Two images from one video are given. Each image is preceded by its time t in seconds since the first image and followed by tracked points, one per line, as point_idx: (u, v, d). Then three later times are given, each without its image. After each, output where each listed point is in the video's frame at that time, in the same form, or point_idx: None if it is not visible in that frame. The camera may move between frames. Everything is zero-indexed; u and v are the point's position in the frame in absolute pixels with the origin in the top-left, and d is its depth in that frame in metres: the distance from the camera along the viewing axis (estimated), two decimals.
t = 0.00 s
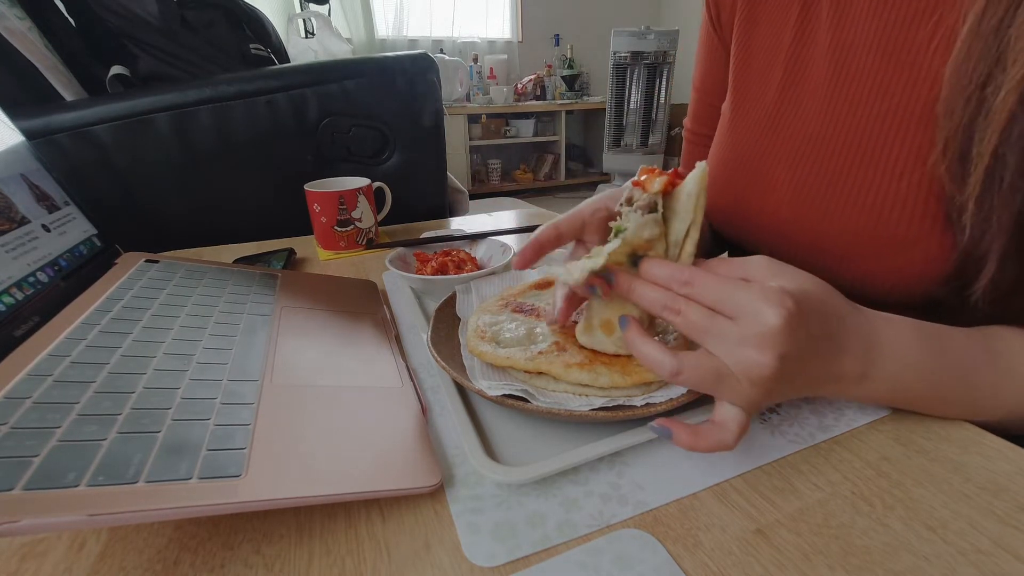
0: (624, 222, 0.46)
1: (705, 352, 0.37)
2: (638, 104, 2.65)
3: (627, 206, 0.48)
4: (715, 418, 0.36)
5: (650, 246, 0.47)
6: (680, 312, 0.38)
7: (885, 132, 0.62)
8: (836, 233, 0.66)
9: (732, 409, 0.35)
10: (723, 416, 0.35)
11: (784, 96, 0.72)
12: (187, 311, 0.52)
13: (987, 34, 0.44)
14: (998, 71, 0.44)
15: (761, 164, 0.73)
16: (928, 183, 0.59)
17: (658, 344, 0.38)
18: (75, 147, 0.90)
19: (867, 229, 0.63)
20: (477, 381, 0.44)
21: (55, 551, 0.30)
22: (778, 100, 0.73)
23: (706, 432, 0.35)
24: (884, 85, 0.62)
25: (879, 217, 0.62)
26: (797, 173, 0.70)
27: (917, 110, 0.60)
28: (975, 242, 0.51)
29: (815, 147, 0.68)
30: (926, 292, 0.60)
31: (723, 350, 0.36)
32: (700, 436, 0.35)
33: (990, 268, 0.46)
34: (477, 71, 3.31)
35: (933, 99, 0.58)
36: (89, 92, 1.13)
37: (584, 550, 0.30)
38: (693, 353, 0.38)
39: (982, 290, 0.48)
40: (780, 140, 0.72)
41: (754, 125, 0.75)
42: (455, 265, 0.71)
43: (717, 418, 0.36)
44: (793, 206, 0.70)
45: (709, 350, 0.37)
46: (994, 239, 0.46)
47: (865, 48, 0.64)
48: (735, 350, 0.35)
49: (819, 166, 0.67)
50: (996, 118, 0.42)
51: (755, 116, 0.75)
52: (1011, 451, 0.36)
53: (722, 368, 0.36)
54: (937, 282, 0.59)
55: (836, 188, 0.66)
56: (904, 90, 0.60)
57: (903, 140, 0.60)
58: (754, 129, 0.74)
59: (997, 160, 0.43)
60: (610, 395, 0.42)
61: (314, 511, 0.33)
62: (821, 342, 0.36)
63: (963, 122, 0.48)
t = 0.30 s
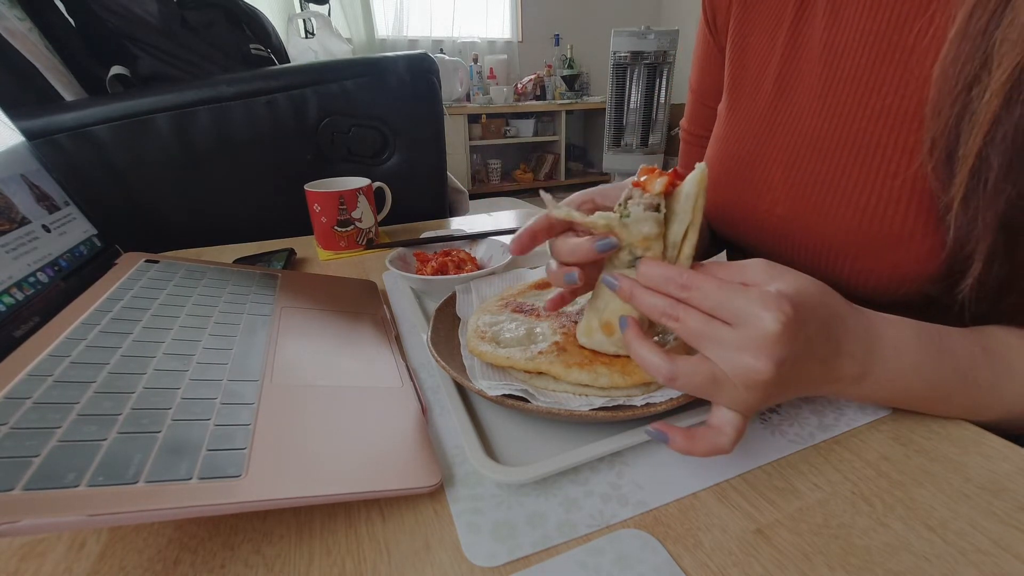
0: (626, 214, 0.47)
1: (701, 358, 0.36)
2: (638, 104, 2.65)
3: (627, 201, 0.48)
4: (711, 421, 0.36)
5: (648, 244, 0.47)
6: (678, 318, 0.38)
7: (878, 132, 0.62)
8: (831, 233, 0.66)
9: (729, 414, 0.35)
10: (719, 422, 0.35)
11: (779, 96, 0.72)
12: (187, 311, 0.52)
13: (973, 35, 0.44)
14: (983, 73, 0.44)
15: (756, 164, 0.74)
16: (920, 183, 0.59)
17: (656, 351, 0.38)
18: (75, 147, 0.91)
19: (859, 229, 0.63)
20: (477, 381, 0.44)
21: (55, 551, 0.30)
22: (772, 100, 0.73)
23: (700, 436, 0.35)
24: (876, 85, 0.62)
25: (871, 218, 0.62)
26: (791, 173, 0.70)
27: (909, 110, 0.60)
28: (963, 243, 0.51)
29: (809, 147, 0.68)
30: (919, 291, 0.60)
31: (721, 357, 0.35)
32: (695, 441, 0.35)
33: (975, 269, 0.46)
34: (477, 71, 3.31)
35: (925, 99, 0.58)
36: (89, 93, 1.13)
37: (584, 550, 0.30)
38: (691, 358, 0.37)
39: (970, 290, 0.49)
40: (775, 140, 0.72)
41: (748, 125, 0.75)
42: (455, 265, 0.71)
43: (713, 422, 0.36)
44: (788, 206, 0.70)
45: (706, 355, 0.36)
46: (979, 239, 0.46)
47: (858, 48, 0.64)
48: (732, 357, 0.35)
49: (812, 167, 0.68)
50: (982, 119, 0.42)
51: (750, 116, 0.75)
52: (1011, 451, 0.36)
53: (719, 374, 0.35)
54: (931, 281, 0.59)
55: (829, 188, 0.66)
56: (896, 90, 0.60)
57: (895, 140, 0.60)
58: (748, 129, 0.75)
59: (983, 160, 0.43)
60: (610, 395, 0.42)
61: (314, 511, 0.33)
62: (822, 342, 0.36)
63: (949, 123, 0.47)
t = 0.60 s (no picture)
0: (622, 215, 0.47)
1: (699, 363, 0.36)
2: (638, 104, 2.66)
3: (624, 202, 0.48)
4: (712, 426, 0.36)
5: (643, 246, 0.47)
6: (677, 323, 0.37)
7: (877, 132, 0.62)
8: (831, 234, 0.66)
9: (727, 419, 0.35)
10: (718, 427, 0.35)
11: (777, 98, 0.72)
12: (187, 311, 0.52)
13: (973, 36, 0.44)
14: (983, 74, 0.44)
15: (754, 166, 0.73)
16: (920, 184, 0.59)
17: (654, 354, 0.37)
18: (75, 147, 0.91)
19: (859, 231, 0.63)
20: (477, 381, 0.44)
21: (55, 551, 0.30)
22: (770, 100, 0.73)
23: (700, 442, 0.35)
24: (876, 85, 0.62)
25: (870, 219, 0.62)
26: (791, 174, 0.70)
27: (908, 112, 0.60)
28: (962, 245, 0.51)
29: (808, 148, 0.68)
30: (918, 293, 0.60)
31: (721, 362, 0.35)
32: (695, 447, 0.34)
33: (976, 271, 0.47)
34: (477, 71, 3.31)
35: (925, 99, 0.58)
36: (89, 92, 1.13)
37: (584, 550, 0.30)
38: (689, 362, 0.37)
39: (971, 292, 0.49)
40: (773, 141, 0.71)
41: (747, 125, 0.75)
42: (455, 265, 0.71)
43: (714, 427, 0.36)
44: (788, 207, 0.70)
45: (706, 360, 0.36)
46: (980, 242, 0.46)
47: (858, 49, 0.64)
48: (732, 362, 0.35)
49: (811, 167, 0.68)
50: (982, 121, 0.42)
51: (748, 116, 0.75)
52: (1010, 451, 0.36)
53: (718, 379, 0.35)
54: (930, 283, 0.59)
55: (828, 189, 0.66)
56: (896, 90, 0.60)
57: (894, 142, 0.61)
58: (747, 129, 0.74)
59: (983, 162, 0.43)
60: (610, 395, 0.42)
61: (314, 511, 0.33)
62: (821, 341, 0.36)
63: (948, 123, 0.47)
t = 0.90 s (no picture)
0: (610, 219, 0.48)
1: (699, 363, 0.37)
2: (638, 104, 2.66)
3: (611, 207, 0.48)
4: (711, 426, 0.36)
5: (633, 249, 0.47)
6: (676, 325, 0.38)
7: (875, 135, 0.62)
8: (827, 235, 0.66)
9: (728, 416, 0.35)
10: (721, 425, 0.35)
11: (775, 100, 0.72)
12: (187, 311, 0.52)
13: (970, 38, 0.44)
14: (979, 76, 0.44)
15: (751, 167, 0.74)
16: (916, 187, 0.59)
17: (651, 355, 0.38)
18: (75, 146, 0.91)
19: (856, 232, 0.63)
20: (477, 381, 0.44)
21: (55, 551, 0.30)
22: (768, 102, 0.73)
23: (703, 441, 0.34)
24: (874, 87, 0.62)
25: (866, 222, 0.62)
26: (788, 176, 0.70)
27: (905, 115, 0.60)
28: (957, 248, 0.51)
29: (805, 150, 0.68)
30: (914, 295, 0.61)
31: (721, 361, 0.36)
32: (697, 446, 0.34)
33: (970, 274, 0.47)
34: (477, 71, 3.31)
35: (922, 102, 0.58)
36: (89, 92, 1.13)
37: (584, 550, 0.30)
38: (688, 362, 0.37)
39: (965, 295, 0.49)
40: (771, 143, 0.72)
41: (744, 126, 0.75)
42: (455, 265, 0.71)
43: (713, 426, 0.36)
44: (785, 209, 0.70)
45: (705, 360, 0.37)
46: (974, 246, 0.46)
47: (856, 51, 0.64)
48: (732, 360, 0.35)
49: (808, 169, 0.68)
50: (977, 124, 0.42)
51: (746, 117, 0.75)
52: (1010, 451, 0.36)
53: (719, 378, 0.36)
54: (925, 285, 0.59)
55: (824, 191, 0.66)
56: (894, 93, 0.60)
57: (891, 145, 0.61)
58: (744, 130, 0.74)
59: (978, 165, 0.43)
60: (610, 395, 0.42)
61: (314, 511, 0.33)
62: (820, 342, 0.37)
63: (943, 125, 0.47)
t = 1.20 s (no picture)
0: (608, 181, 0.48)
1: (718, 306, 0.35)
2: (638, 104, 2.65)
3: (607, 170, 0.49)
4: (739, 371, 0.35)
5: (633, 209, 0.48)
6: (687, 274, 0.37)
7: (873, 138, 0.62)
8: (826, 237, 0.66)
9: (755, 359, 0.35)
10: (748, 367, 0.35)
11: (775, 101, 0.72)
12: (187, 311, 0.52)
13: (966, 41, 0.44)
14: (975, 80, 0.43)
15: (751, 168, 0.73)
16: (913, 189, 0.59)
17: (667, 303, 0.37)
18: (75, 146, 0.91)
19: (854, 234, 0.63)
20: (477, 381, 0.44)
21: (55, 551, 0.30)
22: (767, 103, 0.73)
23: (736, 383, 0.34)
24: (873, 90, 0.62)
25: (863, 224, 0.62)
26: (787, 177, 0.70)
27: (905, 117, 0.60)
28: (955, 251, 0.51)
29: (804, 151, 0.68)
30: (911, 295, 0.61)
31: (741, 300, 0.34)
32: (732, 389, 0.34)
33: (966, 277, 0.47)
34: (477, 71, 3.31)
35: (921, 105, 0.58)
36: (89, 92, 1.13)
37: (584, 550, 0.30)
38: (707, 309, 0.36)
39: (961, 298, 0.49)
40: (770, 144, 0.71)
41: (743, 128, 0.75)
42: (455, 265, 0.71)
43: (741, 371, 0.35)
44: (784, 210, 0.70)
45: (723, 303, 0.35)
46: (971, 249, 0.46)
47: (855, 54, 0.64)
48: (751, 300, 0.34)
49: (807, 171, 0.68)
50: (972, 128, 0.42)
51: (745, 118, 0.75)
52: (1010, 450, 0.36)
53: (740, 320, 0.34)
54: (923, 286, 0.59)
55: (822, 194, 0.66)
56: (894, 95, 0.61)
57: (890, 147, 0.61)
58: (743, 132, 0.75)
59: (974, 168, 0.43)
60: (610, 395, 0.42)
61: (314, 511, 0.33)
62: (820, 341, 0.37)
63: (940, 127, 0.47)
